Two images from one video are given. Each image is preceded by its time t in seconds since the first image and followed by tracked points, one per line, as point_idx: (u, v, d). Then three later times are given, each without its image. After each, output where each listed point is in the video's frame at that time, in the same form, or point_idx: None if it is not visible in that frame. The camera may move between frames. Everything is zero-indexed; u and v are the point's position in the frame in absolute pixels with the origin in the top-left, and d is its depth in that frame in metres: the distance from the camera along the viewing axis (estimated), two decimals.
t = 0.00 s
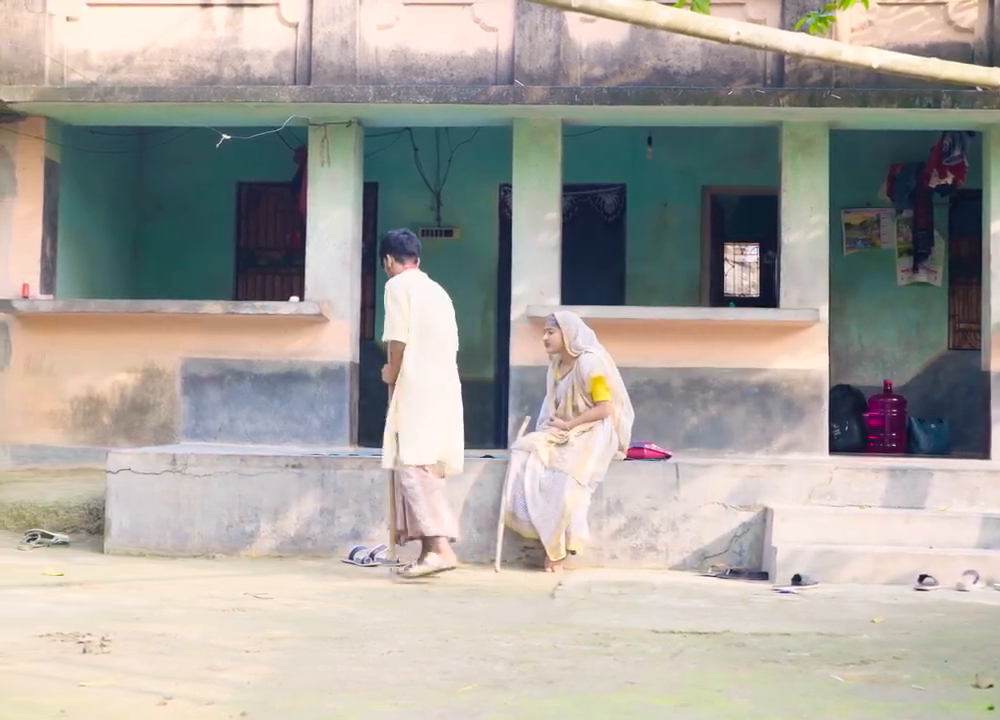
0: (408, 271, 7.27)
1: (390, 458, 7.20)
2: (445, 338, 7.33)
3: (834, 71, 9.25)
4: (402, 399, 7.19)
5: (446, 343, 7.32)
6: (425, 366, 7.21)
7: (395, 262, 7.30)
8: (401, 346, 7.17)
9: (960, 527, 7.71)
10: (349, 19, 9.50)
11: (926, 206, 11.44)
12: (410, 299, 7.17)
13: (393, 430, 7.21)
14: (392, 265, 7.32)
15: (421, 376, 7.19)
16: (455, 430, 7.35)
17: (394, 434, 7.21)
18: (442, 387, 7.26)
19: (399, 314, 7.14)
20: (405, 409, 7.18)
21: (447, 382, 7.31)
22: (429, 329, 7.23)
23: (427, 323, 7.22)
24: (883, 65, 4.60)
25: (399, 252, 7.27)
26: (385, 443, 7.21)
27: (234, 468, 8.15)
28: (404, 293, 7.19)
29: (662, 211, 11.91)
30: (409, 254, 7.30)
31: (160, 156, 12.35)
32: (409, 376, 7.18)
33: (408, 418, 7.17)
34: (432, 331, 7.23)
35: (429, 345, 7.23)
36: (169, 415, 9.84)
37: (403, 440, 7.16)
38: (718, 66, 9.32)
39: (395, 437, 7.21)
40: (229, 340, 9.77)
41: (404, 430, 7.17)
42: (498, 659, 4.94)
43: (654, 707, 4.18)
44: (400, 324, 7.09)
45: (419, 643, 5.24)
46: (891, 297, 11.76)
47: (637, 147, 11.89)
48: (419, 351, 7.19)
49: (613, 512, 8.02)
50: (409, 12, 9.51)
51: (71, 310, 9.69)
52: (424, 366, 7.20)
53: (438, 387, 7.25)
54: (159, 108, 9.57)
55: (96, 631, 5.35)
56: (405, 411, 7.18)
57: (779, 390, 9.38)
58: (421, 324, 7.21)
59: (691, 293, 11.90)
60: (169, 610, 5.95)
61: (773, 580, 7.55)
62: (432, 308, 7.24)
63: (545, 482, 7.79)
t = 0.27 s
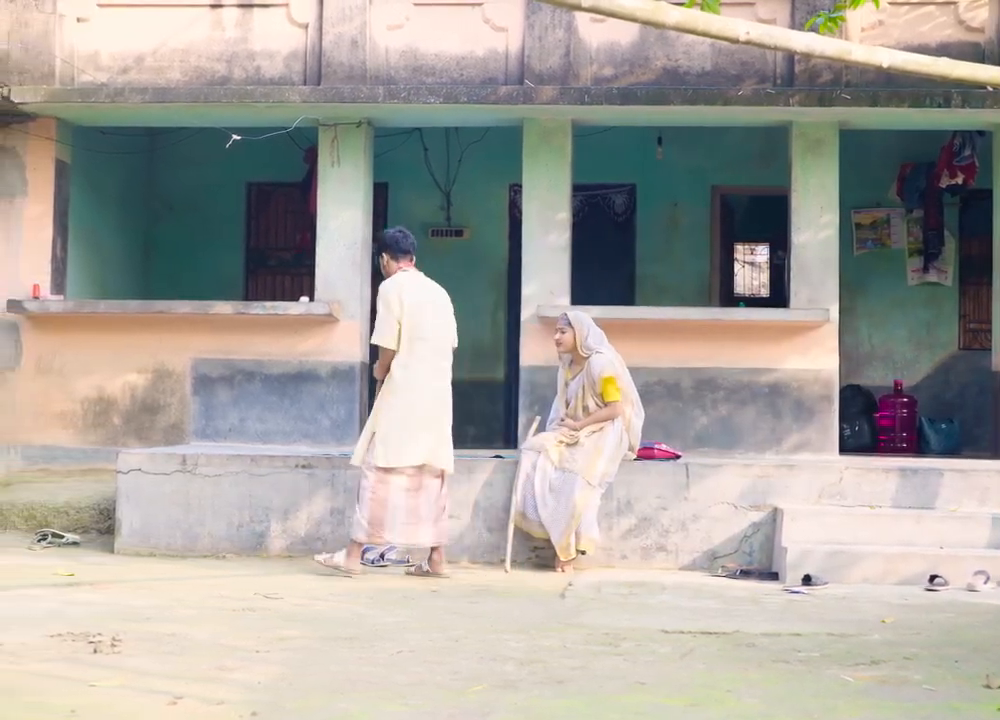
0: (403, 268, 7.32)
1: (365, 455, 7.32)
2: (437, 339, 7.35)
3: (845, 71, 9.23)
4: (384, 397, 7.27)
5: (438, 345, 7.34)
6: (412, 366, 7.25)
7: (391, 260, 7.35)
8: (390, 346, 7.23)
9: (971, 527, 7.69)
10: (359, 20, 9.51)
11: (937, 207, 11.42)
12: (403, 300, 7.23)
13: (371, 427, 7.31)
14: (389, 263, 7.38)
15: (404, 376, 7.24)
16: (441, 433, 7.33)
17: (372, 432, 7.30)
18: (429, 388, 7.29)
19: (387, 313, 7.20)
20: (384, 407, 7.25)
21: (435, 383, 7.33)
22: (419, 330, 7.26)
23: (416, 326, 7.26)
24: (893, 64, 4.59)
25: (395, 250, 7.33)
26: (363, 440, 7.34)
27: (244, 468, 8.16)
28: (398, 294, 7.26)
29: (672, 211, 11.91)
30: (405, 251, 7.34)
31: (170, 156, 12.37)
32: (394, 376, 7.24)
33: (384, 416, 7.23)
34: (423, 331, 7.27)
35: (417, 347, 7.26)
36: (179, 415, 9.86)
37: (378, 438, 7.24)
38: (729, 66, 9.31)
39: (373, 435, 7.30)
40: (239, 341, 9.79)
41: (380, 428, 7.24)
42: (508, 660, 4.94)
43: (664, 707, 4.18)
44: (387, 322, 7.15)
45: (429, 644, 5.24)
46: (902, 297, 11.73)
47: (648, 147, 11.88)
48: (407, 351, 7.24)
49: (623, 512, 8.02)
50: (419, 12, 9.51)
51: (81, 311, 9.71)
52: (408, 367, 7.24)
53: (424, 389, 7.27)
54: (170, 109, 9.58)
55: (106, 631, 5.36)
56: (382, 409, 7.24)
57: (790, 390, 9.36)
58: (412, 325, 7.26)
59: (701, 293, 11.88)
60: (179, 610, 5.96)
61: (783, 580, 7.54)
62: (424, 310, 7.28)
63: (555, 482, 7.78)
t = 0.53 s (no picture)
0: (376, 273, 7.43)
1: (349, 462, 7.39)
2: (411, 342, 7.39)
3: (853, 70, 9.22)
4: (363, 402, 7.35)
5: (411, 348, 7.37)
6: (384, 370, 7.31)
7: (367, 267, 7.50)
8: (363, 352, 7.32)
9: (980, 528, 7.68)
10: (367, 20, 9.52)
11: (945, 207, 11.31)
12: (373, 303, 7.31)
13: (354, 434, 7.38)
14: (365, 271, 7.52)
15: (381, 379, 7.31)
16: (418, 436, 7.34)
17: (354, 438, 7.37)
18: (402, 391, 7.31)
19: (357, 319, 7.29)
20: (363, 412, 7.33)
21: (410, 387, 7.35)
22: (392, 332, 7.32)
23: (389, 329, 7.32)
24: (901, 65, 4.58)
25: (368, 255, 7.46)
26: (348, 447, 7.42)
27: (253, 468, 8.17)
28: (369, 299, 7.34)
29: (681, 212, 11.90)
30: (378, 255, 7.47)
31: (178, 156, 12.39)
32: (370, 380, 7.33)
33: (363, 420, 7.31)
34: (394, 335, 7.31)
35: (391, 349, 7.32)
36: (188, 415, 9.87)
37: (358, 443, 7.31)
38: (737, 66, 9.30)
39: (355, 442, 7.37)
40: (248, 341, 9.80)
41: (359, 433, 7.31)
42: (517, 660, 4.95)
43: (673, 707, 4.17)
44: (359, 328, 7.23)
45: (438, 644, 5.25)
46: (911, 297, 11.72)
47: (656, 147, 11.88)
48: (382, 355, 7.32)
49: (632, 513, 8.02)
50: (427, 13, 9.52)
51: (91, 311, 9.73)
52: (384, 371, 7.31)
53: (397, 392, 7.30)
54: (179, 110, 9.60)
55: (116, 631, 5.38)
56: (363, 414, 7.32)
57: (798, 390, 9.36)
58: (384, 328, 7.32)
59: (710, 293, 11.87)
60: (188, 610, 5.97)
61: (792, 580, 7.54)
62: (395, 312, 7.34)
63: (562, 482, 7.77)
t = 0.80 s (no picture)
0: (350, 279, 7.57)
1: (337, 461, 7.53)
2: (386, 339, 7.51)
3: (861, 70, 9.20)
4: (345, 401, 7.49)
5: (386, 345, 7.50)
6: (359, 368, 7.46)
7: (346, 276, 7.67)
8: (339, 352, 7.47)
9: (988, 528, 7.66)
10: (375, 20, 9.52)
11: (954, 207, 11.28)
12: (344, 304, 7.46)
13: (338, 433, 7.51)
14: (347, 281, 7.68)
15: (360, 376, 7.45)
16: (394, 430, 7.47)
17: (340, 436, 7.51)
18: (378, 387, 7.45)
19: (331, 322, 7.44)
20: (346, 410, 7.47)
21: (386, 382, 7.48)
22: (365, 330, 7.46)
23: (362, 327, 7.46)
24: (908, 64, 4.57)
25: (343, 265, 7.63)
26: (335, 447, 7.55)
27: (261, 468, 8.17)
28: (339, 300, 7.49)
29: (689, 211, 11.89)
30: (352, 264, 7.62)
31: (186, 156, 12.39)
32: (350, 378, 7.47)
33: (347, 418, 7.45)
34: (366, 333, 7.45)
35: (367, 347, 7.46)
36: (196, 415, 9.88)
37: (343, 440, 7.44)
38: (745, 66, 9.29)
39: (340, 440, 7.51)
40: (256, 341, 9.81)
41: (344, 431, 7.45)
42: (525, 660, 4.95)
43: (681, 708, 4.17)
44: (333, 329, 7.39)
45: (446, 644, 5.25)
46: (919, 296, 11.69)
47: (664, 147, 11.87)
48: (358, 353, 7.47)
49: (640, 513, 8.01)
50: (434, 13, 9.53)
51: (99, 311, 9.75)
52: (362, 367, 7.45)
53: (373, 388, 7.44)
54: (187, 110, 9.61)
55: (123, 631, 5.39)
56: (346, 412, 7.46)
57: (806, 390, 9.34)
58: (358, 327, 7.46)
59: (718, 293, 11.85)
60: (197, 610, 5.98)
61: (800, 580, 7.53)
62: (367, 310, 7.48)
63: (570, 483, 7.78)
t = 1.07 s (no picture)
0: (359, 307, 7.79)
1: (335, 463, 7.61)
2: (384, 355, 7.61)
3: (869, 71, 9.19)
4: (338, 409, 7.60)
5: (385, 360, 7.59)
6: (355, 378, 7.52)
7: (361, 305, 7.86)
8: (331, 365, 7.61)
9: (996, 529, 7.65)
10: (382, 21, 9.53)
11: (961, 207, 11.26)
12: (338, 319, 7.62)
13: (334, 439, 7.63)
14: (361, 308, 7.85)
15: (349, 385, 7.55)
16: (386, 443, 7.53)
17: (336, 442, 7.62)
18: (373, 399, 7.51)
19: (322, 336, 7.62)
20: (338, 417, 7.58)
21: (381, 395, 7.55)
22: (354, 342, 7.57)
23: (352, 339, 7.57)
24: (915, 65, 4.56)
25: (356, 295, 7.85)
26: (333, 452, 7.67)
27: (268, 469, 8.18)
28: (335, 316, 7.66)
29: (696, 212, 11.88)
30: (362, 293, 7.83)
31: (193, 156, 12.42)
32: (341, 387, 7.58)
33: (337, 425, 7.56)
34: (364, 347, 7.55)
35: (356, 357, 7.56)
36: (203, 416, 9.90)
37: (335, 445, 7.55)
38: (752, 66, 9.28)
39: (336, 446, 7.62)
40: (263, 342, 9.82)
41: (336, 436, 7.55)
42: (531, 661, 4.95)
43: (687, 708, 4.17)
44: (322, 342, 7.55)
45: (453, 644, 5.26)
46: (927, 297, 11.68)
47: (671, 147, 11.86)
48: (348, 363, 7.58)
49: (647, 513, 8.01)
50: (442, 14, 9.53)
51: (106, 311, 9.77)
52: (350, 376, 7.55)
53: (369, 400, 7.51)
54: (194, 111, 9.62)
55: (131, 631, 5.40)
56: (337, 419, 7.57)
57: (814, 390, 9.33)
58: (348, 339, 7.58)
59: (725, 293, 11.85)
60: (204, 611, 6.00)
61: (807, 581, 7.52)
62: (358, 322, 7.59)
63: (577, 484, 7.78)
